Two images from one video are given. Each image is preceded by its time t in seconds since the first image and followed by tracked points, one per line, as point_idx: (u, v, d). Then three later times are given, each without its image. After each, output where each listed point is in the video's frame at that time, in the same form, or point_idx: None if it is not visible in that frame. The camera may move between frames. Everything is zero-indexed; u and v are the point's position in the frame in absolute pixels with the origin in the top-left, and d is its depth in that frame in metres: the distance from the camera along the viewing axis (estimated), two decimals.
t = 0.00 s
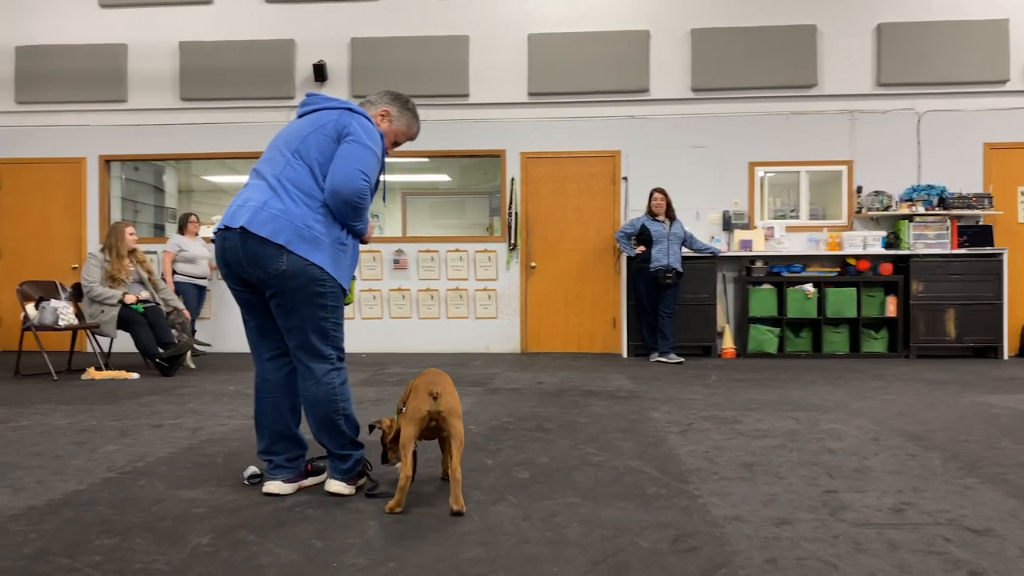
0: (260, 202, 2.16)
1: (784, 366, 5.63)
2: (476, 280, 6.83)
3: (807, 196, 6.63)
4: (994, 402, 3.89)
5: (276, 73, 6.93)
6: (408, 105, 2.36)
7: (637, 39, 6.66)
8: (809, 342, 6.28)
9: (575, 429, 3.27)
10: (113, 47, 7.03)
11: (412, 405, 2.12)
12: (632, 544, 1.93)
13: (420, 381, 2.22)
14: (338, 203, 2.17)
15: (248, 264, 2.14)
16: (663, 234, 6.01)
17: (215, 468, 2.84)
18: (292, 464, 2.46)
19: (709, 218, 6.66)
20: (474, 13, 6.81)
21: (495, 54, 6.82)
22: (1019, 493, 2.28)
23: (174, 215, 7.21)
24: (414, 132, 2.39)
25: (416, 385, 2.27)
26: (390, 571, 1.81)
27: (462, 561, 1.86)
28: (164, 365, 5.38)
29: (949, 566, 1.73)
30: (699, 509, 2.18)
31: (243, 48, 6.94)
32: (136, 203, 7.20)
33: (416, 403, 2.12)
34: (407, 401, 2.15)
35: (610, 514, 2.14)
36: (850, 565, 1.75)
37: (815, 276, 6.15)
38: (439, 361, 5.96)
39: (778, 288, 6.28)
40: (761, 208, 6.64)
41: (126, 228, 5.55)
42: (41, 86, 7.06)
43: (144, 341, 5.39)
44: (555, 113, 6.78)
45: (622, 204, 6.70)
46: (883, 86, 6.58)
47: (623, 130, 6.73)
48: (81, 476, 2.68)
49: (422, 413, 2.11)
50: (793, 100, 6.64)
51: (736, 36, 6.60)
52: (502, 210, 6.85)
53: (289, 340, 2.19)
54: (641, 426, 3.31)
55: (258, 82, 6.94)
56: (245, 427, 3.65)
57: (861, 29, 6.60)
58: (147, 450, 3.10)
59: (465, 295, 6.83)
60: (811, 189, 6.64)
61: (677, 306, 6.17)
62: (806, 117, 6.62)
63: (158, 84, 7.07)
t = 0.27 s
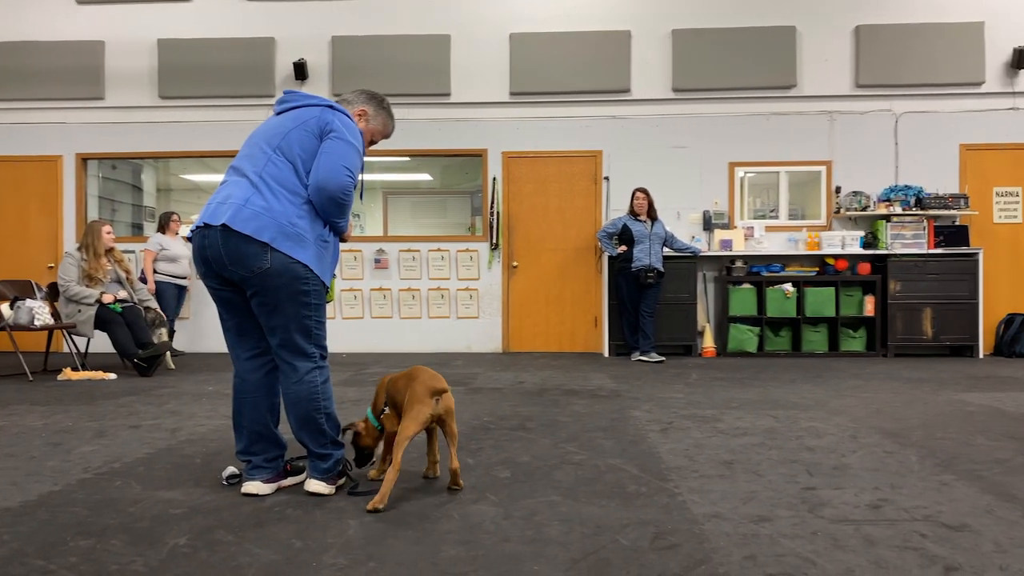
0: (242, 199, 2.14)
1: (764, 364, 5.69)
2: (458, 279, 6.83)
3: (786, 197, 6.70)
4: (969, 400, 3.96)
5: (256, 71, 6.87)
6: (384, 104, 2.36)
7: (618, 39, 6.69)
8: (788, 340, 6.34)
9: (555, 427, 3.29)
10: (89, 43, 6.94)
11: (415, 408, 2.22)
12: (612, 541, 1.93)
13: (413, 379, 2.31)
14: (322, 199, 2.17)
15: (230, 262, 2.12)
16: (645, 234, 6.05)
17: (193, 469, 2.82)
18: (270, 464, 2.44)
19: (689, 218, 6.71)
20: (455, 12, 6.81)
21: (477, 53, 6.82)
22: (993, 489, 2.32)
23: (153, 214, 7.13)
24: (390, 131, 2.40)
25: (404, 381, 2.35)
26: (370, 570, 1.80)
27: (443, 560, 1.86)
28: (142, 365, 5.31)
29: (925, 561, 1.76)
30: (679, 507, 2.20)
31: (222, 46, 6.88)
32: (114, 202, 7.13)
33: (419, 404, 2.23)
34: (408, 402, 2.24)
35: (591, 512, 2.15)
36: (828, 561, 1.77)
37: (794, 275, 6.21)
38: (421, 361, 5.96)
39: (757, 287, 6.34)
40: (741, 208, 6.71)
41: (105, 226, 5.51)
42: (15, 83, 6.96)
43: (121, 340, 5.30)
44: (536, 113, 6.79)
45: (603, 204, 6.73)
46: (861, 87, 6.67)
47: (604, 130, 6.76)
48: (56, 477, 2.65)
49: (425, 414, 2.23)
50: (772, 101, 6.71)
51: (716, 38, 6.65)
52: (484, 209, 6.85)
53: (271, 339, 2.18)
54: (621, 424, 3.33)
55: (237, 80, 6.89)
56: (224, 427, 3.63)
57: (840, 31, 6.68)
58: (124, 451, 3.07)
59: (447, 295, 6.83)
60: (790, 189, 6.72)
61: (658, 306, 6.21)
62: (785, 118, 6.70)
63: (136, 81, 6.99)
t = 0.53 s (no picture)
0: (238, 198, 2.17)
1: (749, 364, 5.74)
2: (445, 279, 6.82)
3: (771, 197, 6.76)
4: (952, 398, 4.01)
5: (241, 70, 6.83)
6: (367, 111, 2.47)
7: (605, 39, 6.71)
8: (773, 340, 6.39)
9: (542, 427, 3.30)
10: (71, 41, 6.86)
11: (407, 397, 2.28)
12: (601, 541, 1.94)
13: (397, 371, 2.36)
14: (318, 198, 2.25)
15: (226, 260, 2.14)
16: (632, 235, 6.09)
17: (179, 471, 2.80)
18: (257, 466, 2.43)
19: (675, 218, 6.75)
20: (442, 12, 6.80)
21: (464, 53, 6.82)
22: (976, 487, 2.36)
23: (137, 214, 7.05)
24: (371, 136, 2.50)
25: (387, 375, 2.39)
26: (358, 571, 1.80)
27: (431, 561, 1.86)
28: (126, 366, 5.26)
29: (910, 559, 1.78)
30: (667, 506, 2.21)
31: (206, 44, 6.82)
32: (96, 202, 7.05)
33: (411, 392, 2.28)
34: (399, 393, 2.29)
35: (579, 512, 2.16)
36: (815, 560, 1.79)
37: (779, 275, 6.27)
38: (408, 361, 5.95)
39: (743, 287, 6.39)
40: (726, 209, 6.75)
41: (87, 226, 5.45)
42: None
43: (105, 341, 5.27)
44: (523, 112, 6.80)
45: (589, 204, 6.75)
46: (845, 89, 6.73)
47: (591, 130, 6.78)
48: (38, 480, 2.63)
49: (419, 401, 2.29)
50: (757, 102, 6.76)
51: (701, 39, 6.69)
52: (470, 209, 6.85)
53: (266, 338, 2.21)
54: (609, 424, 3.34)
55: (222, 78, 6.83)
56: (210, 428, 3.60)
57: (824, 33, 6.74)
58: (108, 454, 3.05)
59: (433, 295, 6.82)
60: (775, 190, 6.77)
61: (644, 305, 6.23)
62: (769, 119, 6.75)
63: (119, 79, 6.92)
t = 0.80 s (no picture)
0: (240, 196, 2.17)
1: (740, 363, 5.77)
2: (435, 279, 6.82)
3: (760, 197, 6.80)
4: (941, 398, 4.05)
5: (230, 68, 6.79)
6: (353, 109, 2.49)
7: (596, 39, 6.72)
8: (763, 339, 6.42)
9: (534, 426, 3.31)
10: (58, 39, 6.80)
11: (408, 392, 2.34)
12: (596, 540, 1.95)
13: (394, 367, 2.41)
14: (319, 196, 2.27)
15: (229, 259, 2.14)
16: (623, 235, 6.09)
17: (170, 471, 2.79)
18: (250, 466, 2.42)
19: (665, 218, 6.78)
20: (433, 11, 6.79)
21: (455, 52, 6.81)
22: (966, 485, 2.38)
23: (125, 213, 7.00)
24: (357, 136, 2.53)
25: (382, 370, 2.44)
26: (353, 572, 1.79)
27: (427, 561, 1.86)
28: (115, 367, 5.21)
29: (904, 557, 1.79)
30: (661, 505, 2.22)
31: (195, 42, 6.77)
32: (84, 201, 7.00)
33: (411, 387, 2.35)
34: (399, 388, 2.35)
35: (573, 511, 2.17)
36: (809, 558, 1.80)
37: (768, 275, 6.30)
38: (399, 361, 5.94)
39: (733, 287, 6.42)
40: (716, 209, 6.78)
41: (75, 225, 5.41)
42: None
43: (93, 342, 5.24)
44: (514, 112, 6.80)
45: (580, 203, 6.76)
46: (835, 90, 6.78)
47: (581, 130, 6.79)
48: (28, 482, 2.61)
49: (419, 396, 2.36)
50: (747, 102, 6.80)
51: (691, 40, 6.72)
52: (461, 209, 6.84)
53: (268, 337, 2.21)
54: (601, 423, 3.35)
55: (211, 77, 6.79)
56: (200, 428, 3.59)
57: (814, 34, 6.78)
58: (98, 454, 3.03)
59: (424, 294, 6.81)
60: (764, 190, 6.81)
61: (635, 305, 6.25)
62: (760, 119, 6.79)
63: (107, 77, 6.87)
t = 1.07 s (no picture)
0: (242, 194, 2.16)
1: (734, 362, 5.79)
2: (430, 278, 6.81)
3: (754, 197, 6.83)
4: (934, 396, 4.08)
5: (224, 67, 6.76)
6: (347, 110, 2.50)
7: (591, 39, 6.73)
8: (757, 339, 6.45)
9: (530, 425, 3.32)
10: (51, 37, 6.76)
11: (429, 384, 2.44)
12: (595, 538, 1.96)
13: (404, 363, 2.48)
14: (321, 195, 2.27)
15: (231, 257, 2.13)
16: (618, 235, 6.11)
17: (166, 471, 2.79)
18: (248, 465, 2.42)
19: (660, 218, 6.80)
20: (428, 11, 6.79)
21: (450, 51, 6.81)
22: (961, 483, 2.40)
23: (117, 212, 6.97)
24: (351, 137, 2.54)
25: (389, 367, 2.48)
26: (353, 570, 1.80)
27: (427, 559, 1.86)
28: (108, 366, 5.19)
29: (901, 554, 1.81)
30: (659, 503, 2.24)
31: (189, 41, 6.75)
32: (76, 200, 6.96)
33: (432, 380, 2.45)
34: (421, 381, 2.44)
35: (571, 510, 2.18)
36: (807, 555, 1.82)
37: (762, 275, 6.32)
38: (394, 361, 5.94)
39: (727, 287, 6.44)
40: (710, 209, 6.81)
41: (67, 224, 5.37)
42: None
43: (87, 341, 5.22)
44: (509, 112, 6.81)
45: (574, 203, 6.77)
46: (828, 90, 6.81)
47: (576, 130, 6.81)
48: (23, 481, 2.60)
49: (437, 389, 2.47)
50: (741, 103, 6.83)
51: (686, 40, 6.74)
52: (455, 208, 6.84)
53: (270, 335, 2.21)
54: (598, 422, 3.37)
55: (204, 75, 6.77)
56: (196, 428, 3.58)
57: (807, 34, 6.82)
58: (93, 454, 3.02)
59: (419, 294, 6.81)
60: (758, 190, 6.85)
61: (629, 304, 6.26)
62: (754, 120, 6.82)
63: (100, 75, 6.83)
